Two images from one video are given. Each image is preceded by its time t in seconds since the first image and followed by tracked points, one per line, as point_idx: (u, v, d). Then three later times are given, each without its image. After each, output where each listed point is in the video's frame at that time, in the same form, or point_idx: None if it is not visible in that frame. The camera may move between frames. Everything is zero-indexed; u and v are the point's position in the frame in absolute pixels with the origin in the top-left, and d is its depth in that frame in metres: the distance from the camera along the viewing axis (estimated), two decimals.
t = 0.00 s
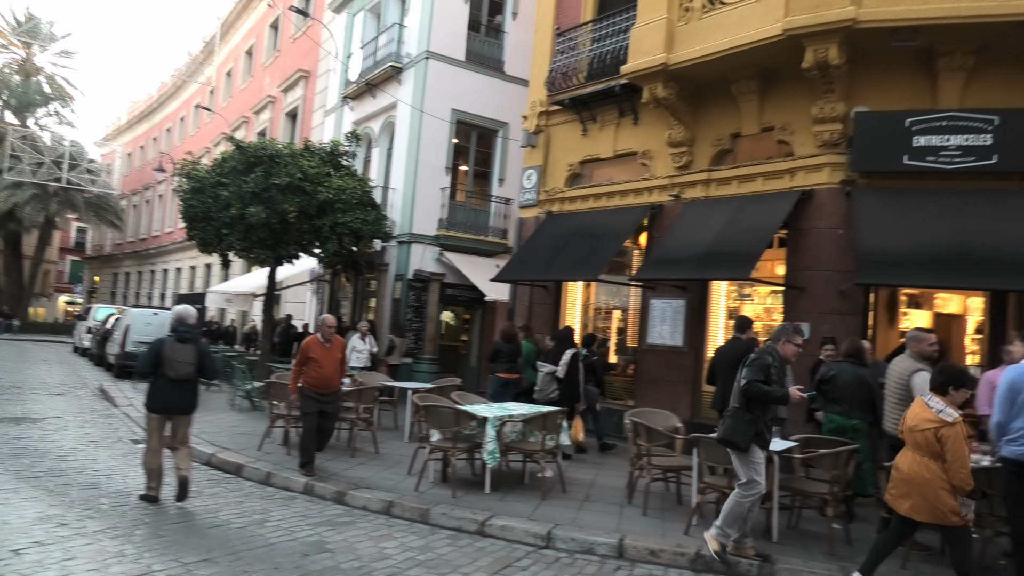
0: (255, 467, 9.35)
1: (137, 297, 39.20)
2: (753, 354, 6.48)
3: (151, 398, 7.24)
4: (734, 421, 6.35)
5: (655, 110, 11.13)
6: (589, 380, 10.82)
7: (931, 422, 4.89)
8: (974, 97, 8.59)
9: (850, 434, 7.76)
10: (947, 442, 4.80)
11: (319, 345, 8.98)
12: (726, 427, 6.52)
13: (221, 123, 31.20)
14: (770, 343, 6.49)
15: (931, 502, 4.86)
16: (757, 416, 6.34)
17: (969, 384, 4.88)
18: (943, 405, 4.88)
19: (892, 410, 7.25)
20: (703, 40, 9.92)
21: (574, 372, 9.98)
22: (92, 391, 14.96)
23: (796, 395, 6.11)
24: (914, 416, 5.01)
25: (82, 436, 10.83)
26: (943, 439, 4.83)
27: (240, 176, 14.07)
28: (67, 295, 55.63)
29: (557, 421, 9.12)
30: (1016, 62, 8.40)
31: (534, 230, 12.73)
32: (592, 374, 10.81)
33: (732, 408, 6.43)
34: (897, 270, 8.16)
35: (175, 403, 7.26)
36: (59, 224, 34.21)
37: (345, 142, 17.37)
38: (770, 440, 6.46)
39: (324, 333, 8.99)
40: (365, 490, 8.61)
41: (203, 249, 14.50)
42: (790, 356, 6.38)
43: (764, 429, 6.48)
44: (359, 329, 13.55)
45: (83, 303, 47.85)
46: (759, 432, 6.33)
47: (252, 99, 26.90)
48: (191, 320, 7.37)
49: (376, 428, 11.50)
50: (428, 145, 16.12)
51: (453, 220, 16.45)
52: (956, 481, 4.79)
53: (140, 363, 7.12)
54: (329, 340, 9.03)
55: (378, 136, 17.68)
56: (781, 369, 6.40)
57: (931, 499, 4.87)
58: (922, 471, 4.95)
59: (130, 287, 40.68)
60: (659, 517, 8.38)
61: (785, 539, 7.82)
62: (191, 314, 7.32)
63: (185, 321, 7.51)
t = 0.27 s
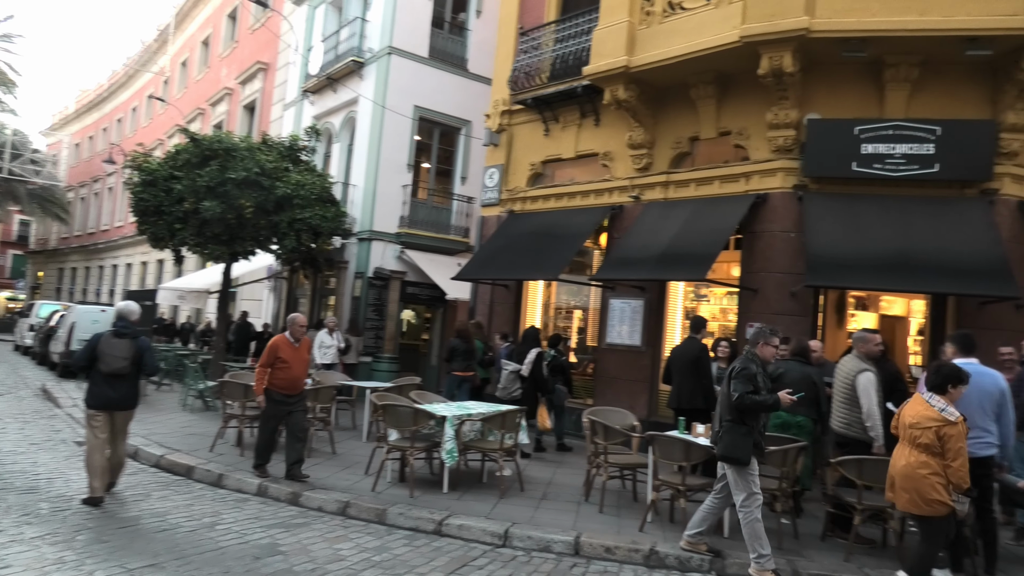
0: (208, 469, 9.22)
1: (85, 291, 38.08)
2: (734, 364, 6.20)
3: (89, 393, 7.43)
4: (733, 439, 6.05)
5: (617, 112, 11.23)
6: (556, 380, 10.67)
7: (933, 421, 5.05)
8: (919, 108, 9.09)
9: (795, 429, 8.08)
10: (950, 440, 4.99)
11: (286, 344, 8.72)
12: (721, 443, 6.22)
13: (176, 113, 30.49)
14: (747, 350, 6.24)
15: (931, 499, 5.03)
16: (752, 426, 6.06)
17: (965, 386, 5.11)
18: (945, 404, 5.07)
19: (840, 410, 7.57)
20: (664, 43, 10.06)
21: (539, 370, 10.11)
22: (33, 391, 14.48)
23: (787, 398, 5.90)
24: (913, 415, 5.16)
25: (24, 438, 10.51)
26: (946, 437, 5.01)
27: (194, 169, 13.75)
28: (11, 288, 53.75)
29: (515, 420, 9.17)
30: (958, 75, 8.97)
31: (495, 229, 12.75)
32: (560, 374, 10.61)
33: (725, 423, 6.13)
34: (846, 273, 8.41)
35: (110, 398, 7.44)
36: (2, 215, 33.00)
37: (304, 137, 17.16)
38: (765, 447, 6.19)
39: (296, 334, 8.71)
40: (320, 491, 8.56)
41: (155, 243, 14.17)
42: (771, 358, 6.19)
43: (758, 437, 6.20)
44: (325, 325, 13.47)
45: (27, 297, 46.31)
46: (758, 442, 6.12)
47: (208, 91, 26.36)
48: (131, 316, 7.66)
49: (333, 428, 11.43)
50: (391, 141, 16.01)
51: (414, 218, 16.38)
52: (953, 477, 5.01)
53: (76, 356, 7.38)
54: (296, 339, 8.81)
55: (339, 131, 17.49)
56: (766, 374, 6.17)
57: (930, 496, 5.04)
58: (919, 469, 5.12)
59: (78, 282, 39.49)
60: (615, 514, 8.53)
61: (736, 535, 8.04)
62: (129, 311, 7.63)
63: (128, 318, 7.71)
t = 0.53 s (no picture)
0: (157, 468, 8.99)
1: (32, 286, 36.90)
2: (731, 381, 5.90)
3: (36, 387, 7.20)
4: (743, 459, 5.71)
5: (579, 112, 11.25)
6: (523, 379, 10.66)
7: (930, 430, 5.10)
8: (872, 115, 9.32)
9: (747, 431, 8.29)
10: (949, 448, 5.03)
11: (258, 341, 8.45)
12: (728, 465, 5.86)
13: (129, 103, 29.76)
14: (742, 364, 5.96)
15: (934, 507, 5.04)
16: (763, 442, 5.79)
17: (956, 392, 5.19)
18: (938, 413, 5.12)
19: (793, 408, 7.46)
20: (626, 45, 10.11)
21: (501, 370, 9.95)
22: None
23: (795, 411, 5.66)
24: (909, 426, 5.21)
25: None
26: (943, 445, 5.05)
27: (147, 161, 13.43)
28: None
29: (474, 419, 9.12)
30: (909, 84, 9.21)
31: (457, 227, 12.68)
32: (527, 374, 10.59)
33: (731, 444, 5.78)
34: (801, 277, 8.55)
35: (56, 393, 7.19)
36: None
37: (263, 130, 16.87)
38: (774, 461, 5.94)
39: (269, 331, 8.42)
40: (274, 491, 8.41)
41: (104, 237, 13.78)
42: (767, 369, 5.95)
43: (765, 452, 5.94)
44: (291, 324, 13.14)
45: None
46: (767, 459, 5.81)
47: (164, 81, 25.76)
48: (81, 311, 7.41)
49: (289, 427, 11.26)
50: (352, 137, 15.83)
51: (375, 215, 16.29)
52: (953, 484, 5.05)
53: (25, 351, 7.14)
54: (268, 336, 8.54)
55: (299, 125, 17.23)
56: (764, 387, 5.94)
57: (932, 505, 5.06)
58: (920, 478, 5.14)
59: (24, 276, 38.26)
60: (572, 513, 8.56)
61: (691, 533, 8.15)
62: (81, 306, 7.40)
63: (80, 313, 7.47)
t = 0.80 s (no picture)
0: (114, 469, 8.80)
1: None
2: (739, 384, 5.83)
3: None
4: (743, 462, 5.74)
5: (547, 111, 11.23)
6: (491, 379, 10.70)
7: (925, 430, 5.09)
8: (836, 118, 9.42)
9: (707, 430, 8.28)
10: (945, 446, 5.01)
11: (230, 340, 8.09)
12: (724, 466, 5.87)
13: (89, 94, 29.14)
14: (749, 366, 5.90)
15: (937, 507, 4.98)
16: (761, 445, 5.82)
17: (946, 392, 5.21)
18: (932, 413, 5.13)
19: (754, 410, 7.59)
20: (594, 45, 10.12)
21: (468, 370, 9.93)
22: None
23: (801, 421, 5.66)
24: (904, 427, 5.20)
25: None
26: (941, 444, 5.03)
27: (107, 154, 13.11)
28: None
29: (439, 418, 9.08)
30: (871, 89, 9.34)
31: (424, 225, 12.59)
32: (495, 374, 10.63)
33: (733, 447, 5.77)
34: (765, 278, 8.62)
35: (9, 390, 6.99)
36: None
37: (228, 124, 16.61)
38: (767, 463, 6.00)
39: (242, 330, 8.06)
40: (235, 492, 8.28)
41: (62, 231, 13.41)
42: (771, 372, 5.96)
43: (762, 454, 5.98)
44: (261, 320, 13.04)
45: None
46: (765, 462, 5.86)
47: (126, 72, 25.26)
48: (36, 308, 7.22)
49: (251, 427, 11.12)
50: (318, 134, 15.68)
51: (341, 212, 16.19)
52: (953, 483, 5.00)
53: None
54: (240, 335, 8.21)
55: (264, 120, 17.00)
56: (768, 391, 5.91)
57: (936, 506, 5.00)
58: (920, 480, 5.09)
59: None
60: (537, 513, 8.55)
61: (654, 532, 8.19)
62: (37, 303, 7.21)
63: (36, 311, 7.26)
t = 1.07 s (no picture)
0: (61, 470, 8.53)
1: None
2: (741, 389, 5.99)
3: None
4: (754, 465, 5.86)
5: (511, 109, 11.23)
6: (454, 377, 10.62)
7: (921, 435, 5.26)
8: (792, 120, 9.64)
9: (666, 425, 8.37)
10: (940, 451, 5.23)
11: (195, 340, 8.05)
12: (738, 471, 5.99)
13: (36, 83, 28.20)
14: (750, 372, 6.07)
15: (932, 509, 5.18)
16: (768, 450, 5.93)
17: (937, 397, 5.39)
18: (927, 418, 5.32)
19: (710, 406, 7.96)
20: (558, 44, 10.17)
21: (435, 367, 9.87)
22: None
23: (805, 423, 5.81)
24: (901, 432, 5.32)
25: None
26: (936, 449, 5.23)
27: (55, 144, 12.68)
28: None
29: (399, 416, 9.03)
30: (826, 93, 9.58)
31: (385, 221, 12.49)
32: (457, 371, 10.58)
33: (743, 451, 5.90)
34: (724, 276, 8.77)
35: None
36: None
37: (182, 116, 16.23)
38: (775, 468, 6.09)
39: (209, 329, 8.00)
40: (189, 492, 8.10)
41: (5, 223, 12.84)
42: (773, 375, 6.11)
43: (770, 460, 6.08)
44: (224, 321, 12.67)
45: None
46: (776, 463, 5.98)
47: (75, 61, 24.50)
48: None
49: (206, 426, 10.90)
50: (277, 127, 15.42)
51: (301, 208, 15.91)
52: (945, 486, 5.22)
53: None
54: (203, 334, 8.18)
55: (222, 112, 16.63)
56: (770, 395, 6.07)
57: (932, 509, 5.18)
58: (916, 483, 5.24)
59: None
60: (498, 510, 8.56)
61: (614, 528, 8.28)
62: None
63: None
